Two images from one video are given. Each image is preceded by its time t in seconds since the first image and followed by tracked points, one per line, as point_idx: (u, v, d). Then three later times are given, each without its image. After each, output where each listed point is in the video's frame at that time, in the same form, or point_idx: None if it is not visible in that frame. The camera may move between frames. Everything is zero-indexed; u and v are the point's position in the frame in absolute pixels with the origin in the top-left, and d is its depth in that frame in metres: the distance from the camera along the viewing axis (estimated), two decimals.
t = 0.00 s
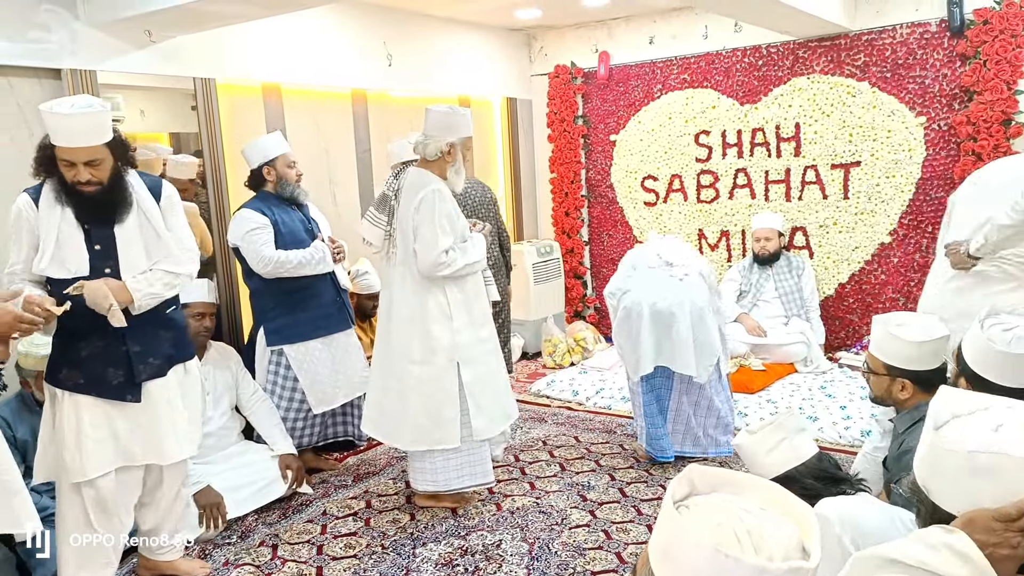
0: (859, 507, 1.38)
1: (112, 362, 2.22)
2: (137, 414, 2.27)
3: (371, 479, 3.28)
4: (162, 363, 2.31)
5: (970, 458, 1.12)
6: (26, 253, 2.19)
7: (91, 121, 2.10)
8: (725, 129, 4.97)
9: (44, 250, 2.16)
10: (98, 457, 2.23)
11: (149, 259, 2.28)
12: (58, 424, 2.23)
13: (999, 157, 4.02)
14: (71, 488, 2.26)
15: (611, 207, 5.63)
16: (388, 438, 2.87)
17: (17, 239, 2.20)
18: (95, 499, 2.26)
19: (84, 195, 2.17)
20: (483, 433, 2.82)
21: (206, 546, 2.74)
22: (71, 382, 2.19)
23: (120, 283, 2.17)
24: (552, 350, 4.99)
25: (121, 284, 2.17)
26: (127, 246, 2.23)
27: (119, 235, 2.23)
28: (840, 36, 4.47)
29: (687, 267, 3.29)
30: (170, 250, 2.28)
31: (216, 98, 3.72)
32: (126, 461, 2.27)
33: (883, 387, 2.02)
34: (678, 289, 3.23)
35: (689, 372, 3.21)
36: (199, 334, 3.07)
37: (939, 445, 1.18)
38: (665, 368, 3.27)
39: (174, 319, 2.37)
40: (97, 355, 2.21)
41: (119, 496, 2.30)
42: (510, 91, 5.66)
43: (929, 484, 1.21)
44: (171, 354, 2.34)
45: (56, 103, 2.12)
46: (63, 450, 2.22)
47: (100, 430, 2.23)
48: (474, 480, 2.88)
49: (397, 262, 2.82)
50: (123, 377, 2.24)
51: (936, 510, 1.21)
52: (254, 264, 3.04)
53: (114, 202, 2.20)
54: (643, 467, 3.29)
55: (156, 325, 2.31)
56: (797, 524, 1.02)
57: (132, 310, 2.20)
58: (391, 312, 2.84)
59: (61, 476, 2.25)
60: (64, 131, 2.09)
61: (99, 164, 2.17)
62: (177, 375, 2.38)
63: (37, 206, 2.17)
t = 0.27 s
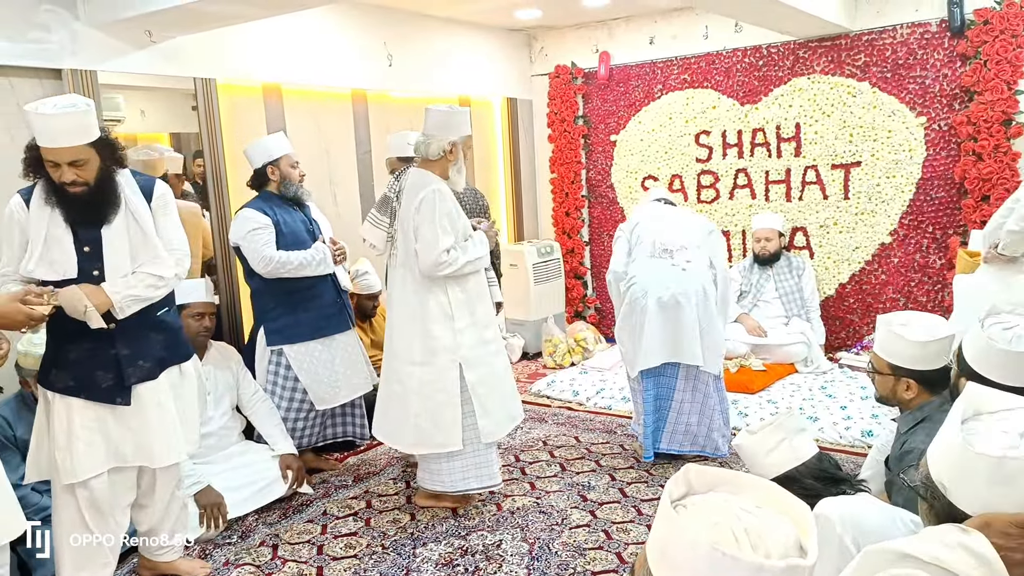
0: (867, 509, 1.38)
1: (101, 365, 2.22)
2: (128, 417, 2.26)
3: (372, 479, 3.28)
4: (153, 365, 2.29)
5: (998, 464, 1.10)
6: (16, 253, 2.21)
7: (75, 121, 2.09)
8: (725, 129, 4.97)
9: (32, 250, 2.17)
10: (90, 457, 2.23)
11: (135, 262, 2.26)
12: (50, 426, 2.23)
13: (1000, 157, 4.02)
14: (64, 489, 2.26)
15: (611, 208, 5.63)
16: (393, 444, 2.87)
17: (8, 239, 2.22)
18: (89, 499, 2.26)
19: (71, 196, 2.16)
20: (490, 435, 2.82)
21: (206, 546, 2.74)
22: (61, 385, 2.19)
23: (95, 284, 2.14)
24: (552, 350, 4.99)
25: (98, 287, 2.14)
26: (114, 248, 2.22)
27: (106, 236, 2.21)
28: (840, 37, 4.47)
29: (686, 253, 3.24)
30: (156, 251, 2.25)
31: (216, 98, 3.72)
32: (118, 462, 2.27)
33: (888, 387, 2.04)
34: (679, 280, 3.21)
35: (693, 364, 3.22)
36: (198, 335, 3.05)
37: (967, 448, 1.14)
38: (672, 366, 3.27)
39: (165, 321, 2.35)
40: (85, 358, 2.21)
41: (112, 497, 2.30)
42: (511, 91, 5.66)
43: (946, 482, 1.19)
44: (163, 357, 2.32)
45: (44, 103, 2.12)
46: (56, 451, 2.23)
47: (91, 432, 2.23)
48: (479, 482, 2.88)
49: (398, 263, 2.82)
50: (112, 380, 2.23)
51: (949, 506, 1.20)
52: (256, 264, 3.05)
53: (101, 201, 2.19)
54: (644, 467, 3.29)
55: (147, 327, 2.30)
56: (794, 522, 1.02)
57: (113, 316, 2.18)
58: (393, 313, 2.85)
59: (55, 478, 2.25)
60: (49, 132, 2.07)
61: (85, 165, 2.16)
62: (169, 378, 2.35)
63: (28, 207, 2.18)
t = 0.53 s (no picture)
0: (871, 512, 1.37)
1: (99, 368, 2.21)
2: (125, 419, 2.26)
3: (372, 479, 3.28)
4: (152, 367, 2.29)
5: None
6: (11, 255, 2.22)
7: (66, 122, 2.07)
8: (725, 130, 4.97)
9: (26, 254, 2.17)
10: (88, 459, 2.23)
11: (133, 267, 2.27)
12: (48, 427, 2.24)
13: (1000, 157, 4.02)
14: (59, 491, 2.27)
15: (612, 208, 5.63)
16: (400, 450, 2.87)
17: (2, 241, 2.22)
18: (86, 500, 2.27)
19: (66, 198, 2.17)
20: (495, 435, 2.82)
21: (207, 547, 2.74)
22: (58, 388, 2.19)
23: (94, 292, 2.13)
24: (553, 350, 5.00)
25: (96, 293, 2.13)
26: (111, 251, 2.23)
27: (103, 239, 2.22)
28: (841, 37, 4.47)
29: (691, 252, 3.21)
30: (154, 256, 2.26)
31: (217, 99, 3.72)
32: (113, 463, 2.27)
33: (895, 385, 2.05)
34: (685, 281, 3.21)
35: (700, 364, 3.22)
36: (196, 335, 3.02)
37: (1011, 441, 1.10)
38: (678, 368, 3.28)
39: (163, 322, 2.35)
40: (83, 360, 2.21)
41: (111, 499, 2.31)
42: (511, 92, 5.67)
43: (974, 478, 1.15)
44: (160, 358, 2.32)
45: (35, 104, 2.10)
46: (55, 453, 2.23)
47: (88, 434, 2.24)
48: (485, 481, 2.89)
49: (401, 264, 2.80)
50: (109, 383, 2.22)
51: (973, 508, 1.15)
52: (257, 263, 3.05)
53: (96, 203, 2.19)
54: (645, 467, 3.29)
55: (144, 329, 2.29)
56: (794, 523, 1.02)
57: (113, 319, 2.17)
58: (395, 314, 2.85)
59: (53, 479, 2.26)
60: (40, 133, 2.06)
61: (78, 167, 2.16)
62: (167, 380, 2.35)
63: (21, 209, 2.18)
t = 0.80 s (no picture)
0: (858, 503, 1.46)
1: (103, 370, 2.21)
2: (128, 420, 2.26)
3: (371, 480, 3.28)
4: (156, 368, 2.29)
5: None
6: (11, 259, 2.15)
7: (69, 123, 2.07)
8: (725, 130, 4.97)
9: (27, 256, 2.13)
10: (92, 462, 2.22)
11: (139, 270, 2.27)
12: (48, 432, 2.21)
13: (999, 158, 4.02)
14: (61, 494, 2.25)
15: (611, 208, 5.63)
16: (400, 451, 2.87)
17: None
18: (91, 504, 2.27)
19: (67, 199, 2.16)
20: (494, 435, 2.82)
21: (206, 547, 2.75)
22: (58, 391, 2.17)
23: (109, 302, 2.15)
24: (552, 351, 5.00)
25: (111, 303, 2.16)
26: (116, 254, 2.22)
27: (105, 241, 2.21)
28: (840, 37, 4.47)
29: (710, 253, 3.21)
30: (159, 258, 2.27)
31: (216, 99, 3.72)
32: (116, 465, 2.26)
33: (899, 385, 2.04)
34: (705, 283, 3.20)
35: (717, 367, 3.21)
36: (190, 337, 2.99)
37: None
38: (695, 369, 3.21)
39: (163, 323, 2.35)
40: (89, 362, 2.19)
41: (114, 500, 2.30)
42: (511, 92, 5.67)
43: None
44: (161, 360, 2.32)
45: (36, 104, 2.10)
46: (54, 454, 2.21)
47: (93, 438, 2.22)
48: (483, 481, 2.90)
49: (400, 266, 2.80)
50: (112, 384, 2.22)
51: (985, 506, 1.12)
52: (258, 263, 3.05)
53: (96, 204, 2.19)
54: (644, 468, 3.30)
55: (145, 330, 2.30)
56: (792, 525, 1.02)
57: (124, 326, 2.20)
58: (394, 315, 2.84)
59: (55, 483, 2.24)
60: (42, 133, 2.05)
61: (80, 168, 2.15)
62: (167, 381, 2.36)
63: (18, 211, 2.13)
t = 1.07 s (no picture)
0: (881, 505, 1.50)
1: (116, 372, 2.19)
2: (139, 421, 2.24)
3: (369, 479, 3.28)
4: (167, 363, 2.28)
5: None
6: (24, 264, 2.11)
7: (92, 126, 2.01)
8: (723, 130, 4.97)
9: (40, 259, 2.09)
10: (105, 465, 2.20)
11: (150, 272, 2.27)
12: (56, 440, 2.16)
13: (996, 158, 4.03)
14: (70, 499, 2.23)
15: (609, 208, 5.63)
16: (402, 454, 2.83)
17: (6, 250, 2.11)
18: (99, 508, 2.26)
19: (81, 203, 2.11)
20: (499, 433, 2.83)
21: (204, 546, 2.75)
22: (74, 394, 2.13)
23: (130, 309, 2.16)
24: (550, 350, 5.00)
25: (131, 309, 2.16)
26: (126, 256, 2.21)
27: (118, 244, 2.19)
28: (838, 38, 4.47)
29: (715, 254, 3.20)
30: (171, 259, 2.28)
31: (214, 99, 3.72)
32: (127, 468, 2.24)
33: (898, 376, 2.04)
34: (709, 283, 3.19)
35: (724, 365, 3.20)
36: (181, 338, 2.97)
37: None
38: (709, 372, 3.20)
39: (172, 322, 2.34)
40: (98, 365, 2.17)
41: (119, 501, 2.30)
42: (510, 92, 5.67)
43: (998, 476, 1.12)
44: (176, 356, 2.32)
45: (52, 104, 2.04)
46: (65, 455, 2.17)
47: (105, 438, 2.20)
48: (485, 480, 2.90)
49: (401, 266, 2.79)
50: (126, 386, 2.20)
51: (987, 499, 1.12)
52: (256, 263, 3.04)
53: (108, 207, 2.16)
54: (642, 467, 3.30)
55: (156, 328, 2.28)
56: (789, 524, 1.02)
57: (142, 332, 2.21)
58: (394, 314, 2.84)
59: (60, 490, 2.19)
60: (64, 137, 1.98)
61: (98, 171, 2.11)
62: (188, 377, 2.35)
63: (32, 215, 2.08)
